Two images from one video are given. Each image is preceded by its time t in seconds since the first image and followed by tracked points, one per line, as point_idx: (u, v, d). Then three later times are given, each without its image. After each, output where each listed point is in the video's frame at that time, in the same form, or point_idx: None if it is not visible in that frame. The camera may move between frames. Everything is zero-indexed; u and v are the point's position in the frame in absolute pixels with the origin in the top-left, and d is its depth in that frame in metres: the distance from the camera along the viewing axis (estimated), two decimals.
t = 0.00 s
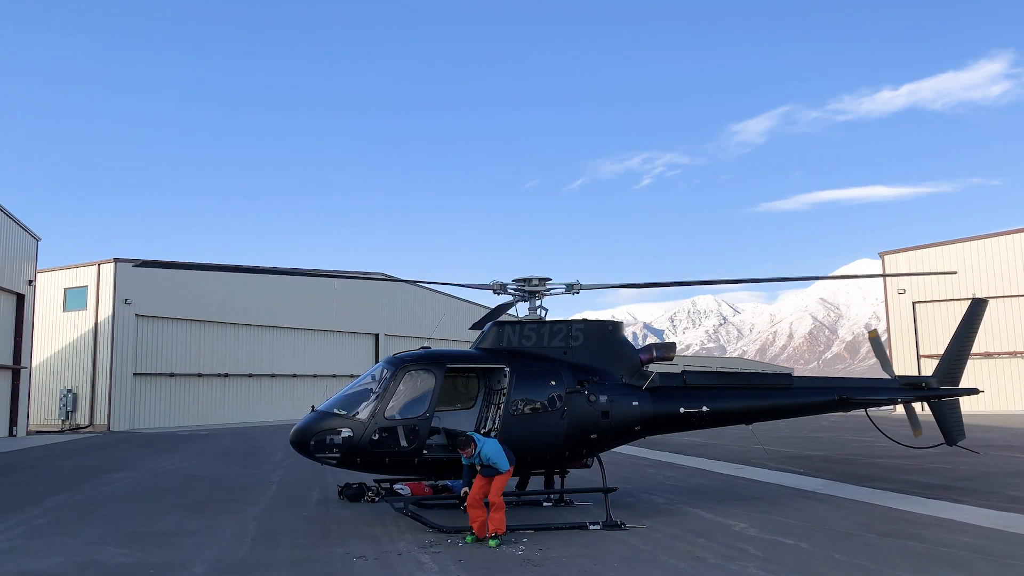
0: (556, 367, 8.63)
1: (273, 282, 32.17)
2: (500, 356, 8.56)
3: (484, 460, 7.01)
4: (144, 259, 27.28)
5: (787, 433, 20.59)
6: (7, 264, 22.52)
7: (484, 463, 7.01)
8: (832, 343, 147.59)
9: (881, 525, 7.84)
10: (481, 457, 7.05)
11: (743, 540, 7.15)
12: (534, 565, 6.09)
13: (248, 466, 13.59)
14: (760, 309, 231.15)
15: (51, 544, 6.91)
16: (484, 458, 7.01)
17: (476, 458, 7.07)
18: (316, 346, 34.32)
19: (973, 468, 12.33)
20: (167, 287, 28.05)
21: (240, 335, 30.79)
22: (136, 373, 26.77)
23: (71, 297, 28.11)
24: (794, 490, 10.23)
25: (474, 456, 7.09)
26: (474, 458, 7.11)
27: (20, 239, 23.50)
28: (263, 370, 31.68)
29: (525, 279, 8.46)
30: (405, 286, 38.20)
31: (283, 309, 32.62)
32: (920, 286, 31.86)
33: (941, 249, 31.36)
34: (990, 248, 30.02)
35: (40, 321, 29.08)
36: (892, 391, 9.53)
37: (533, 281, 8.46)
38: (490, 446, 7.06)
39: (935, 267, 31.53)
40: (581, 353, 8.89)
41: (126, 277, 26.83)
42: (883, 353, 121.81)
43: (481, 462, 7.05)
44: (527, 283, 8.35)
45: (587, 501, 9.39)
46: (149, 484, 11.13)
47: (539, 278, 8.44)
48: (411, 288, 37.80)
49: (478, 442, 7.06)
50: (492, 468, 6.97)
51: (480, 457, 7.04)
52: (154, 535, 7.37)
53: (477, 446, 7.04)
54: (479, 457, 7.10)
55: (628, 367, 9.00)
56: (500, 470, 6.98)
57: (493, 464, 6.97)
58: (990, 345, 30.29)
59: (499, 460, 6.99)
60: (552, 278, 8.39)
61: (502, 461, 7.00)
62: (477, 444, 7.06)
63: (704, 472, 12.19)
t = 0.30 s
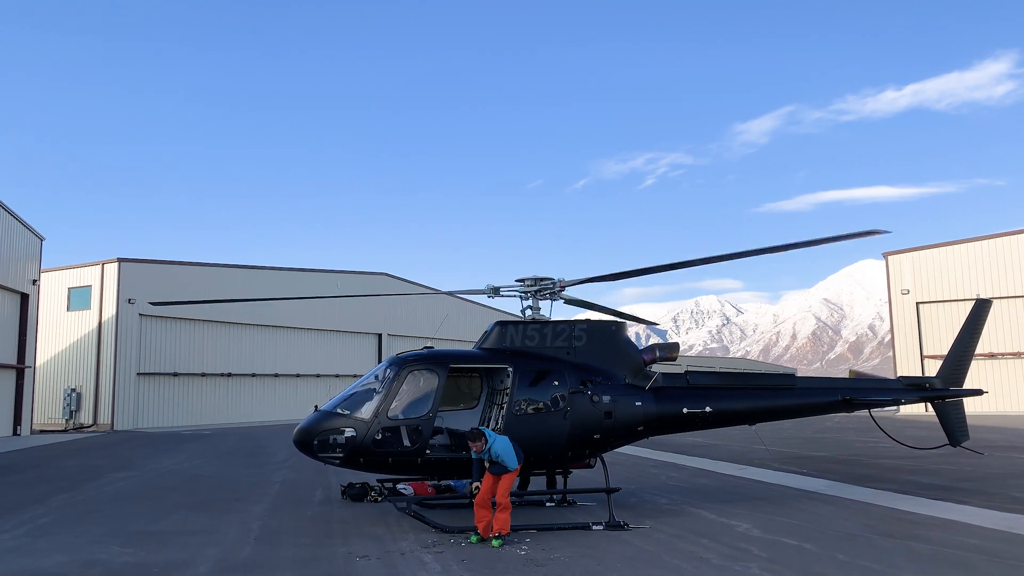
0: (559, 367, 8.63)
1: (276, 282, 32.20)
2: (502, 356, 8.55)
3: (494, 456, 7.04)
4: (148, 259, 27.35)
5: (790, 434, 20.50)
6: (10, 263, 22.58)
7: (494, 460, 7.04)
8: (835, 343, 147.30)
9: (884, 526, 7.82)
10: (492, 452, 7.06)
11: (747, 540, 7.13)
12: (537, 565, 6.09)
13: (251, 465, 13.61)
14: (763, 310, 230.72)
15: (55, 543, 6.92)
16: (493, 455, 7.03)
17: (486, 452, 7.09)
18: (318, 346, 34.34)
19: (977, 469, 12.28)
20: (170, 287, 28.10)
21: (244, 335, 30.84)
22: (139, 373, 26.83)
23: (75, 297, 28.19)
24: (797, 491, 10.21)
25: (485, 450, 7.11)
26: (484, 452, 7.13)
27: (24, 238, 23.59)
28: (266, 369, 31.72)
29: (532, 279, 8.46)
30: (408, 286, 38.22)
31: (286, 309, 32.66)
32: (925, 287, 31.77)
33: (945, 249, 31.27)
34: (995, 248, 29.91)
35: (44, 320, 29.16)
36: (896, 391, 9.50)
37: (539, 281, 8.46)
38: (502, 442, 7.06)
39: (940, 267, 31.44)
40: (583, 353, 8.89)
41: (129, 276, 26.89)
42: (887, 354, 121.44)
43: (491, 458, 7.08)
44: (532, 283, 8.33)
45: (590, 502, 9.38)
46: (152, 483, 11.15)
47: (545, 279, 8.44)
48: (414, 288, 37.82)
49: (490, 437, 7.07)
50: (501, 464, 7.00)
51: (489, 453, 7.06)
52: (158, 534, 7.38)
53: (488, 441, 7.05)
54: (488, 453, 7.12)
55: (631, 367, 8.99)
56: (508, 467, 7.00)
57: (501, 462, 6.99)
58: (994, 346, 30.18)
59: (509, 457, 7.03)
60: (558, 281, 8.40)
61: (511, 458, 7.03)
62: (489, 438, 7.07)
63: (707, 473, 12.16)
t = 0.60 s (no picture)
0: (563, 367, 8.63)
1: (279, 281, 32.24)
2: (506, 356, 8.55)
3: (513, 432, 7.11)
4: (151, 258, 27.40)
5: (793, 434, 20.47)
6: (15, 262, 22.65)
7: (513, 434, 7.10)
8: (839, 343, 146.99)
9: (888, 526, 7.80)
10: (510, 425, 7.14)
11: (750, 540, 7.11)
12: (540, 565, 6.08)
13: (254, 465, 13.63)
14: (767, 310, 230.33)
15: (60, 541, 6.94)
16: (513, 429, 7.11)
17: (504, 425, 7.14)
18: (322, 345, 34.37)
19: (982, 470, 12.24)
20: (174, 286, 28.16)
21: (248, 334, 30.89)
22: (143, 372, 26.88)
23: (79, 296, 28.26)
24: (801, 491, 10.19)
25: (501, 422, 7.17)
26: (501, 423, 7.15)
27: (29, 237, 23.68)
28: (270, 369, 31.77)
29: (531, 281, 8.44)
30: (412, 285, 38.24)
31: (289, 309, 32.70)
32: (929, 286, 31.69)
33: (950, 249, 31.18)
34: (999, 248, 29.81)
35: (49, 319, 29.25)
36: (900, 392, 9.47)
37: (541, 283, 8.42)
38: (520, 417, 7.24)
39: (944, 267, 31.36)
40: (587, 353, 8.88)
41: (133, 275, 26.95)
42: (892, 354, 121.19)
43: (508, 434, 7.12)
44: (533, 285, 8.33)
45: (593, 501, 9.38)
46: (156, 482, 11.17)
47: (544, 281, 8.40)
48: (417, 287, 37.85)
49: (510, 409, 7.23)
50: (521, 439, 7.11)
51: (509, 425, 7.12)
52: (162, 533, 7.39)
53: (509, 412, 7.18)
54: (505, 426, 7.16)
55: (635, 366, 8.98)
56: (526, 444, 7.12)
57: (523, 435, 7.11)
58: (999, 346, 30.09)
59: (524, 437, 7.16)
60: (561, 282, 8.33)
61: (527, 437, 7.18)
62: (509, 411, 7.22)
63: (711, 473, 12.15)
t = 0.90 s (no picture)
0: (566, 366, 8.62)
1: (283, 281, 32.29)
2: (510, 354, 8.55)
3: (526, 422, 7.05)
4: (155, 257, 27.47)
5: (797, 433, 20.44)
6: (20, 262, 22.73)
7: (525, 423, 7.05)
8: (843, 342, 146.68)
9: (894, 526, 7.77)
10: (523, 413, 7.08)
11: (755, 540, 7.09)
12: (544, 564, 6.08)
13: (259, 464, 13.64)
14: (770, 309, 229.85)
15: (64, 540, 6.96)
16: (526, 418, 7.06)
17: (518, 412, 7.08)
18: (326, 345, 34.40)
19: (988, 469, 12.20)
20: (178, 286, 28.22)
21: (252, 333, 30.94)
22: (147, 371, 26.94)
23: (83, 295, 28.34)
24: (805, 490, 10.16)
25: (515, 411, 7.10)
26: (515, 411, 7.08)
27: (33, 237, 23.77)
28: (274, 367, 31.82)
29: (536, 278, 8.48)
30: (415, 284, 38.28)
31: (293, 308, 32.75)
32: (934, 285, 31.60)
33: (955, 248, 31.08)
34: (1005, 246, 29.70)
35: (53, 318, 29.33)
36: (904, 391, 9.45)
37: (545, 280, 8.47)
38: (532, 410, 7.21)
39: (948, 265, 31.28)
40: (591, 352, 8.88)
41: (137, 275, 27.02)
42: (896, 353, 120.93)
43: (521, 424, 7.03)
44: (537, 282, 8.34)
45: (597, 501, 9.37)
46: (160, 481, 11.20)
47: (549, 278, 8.44)
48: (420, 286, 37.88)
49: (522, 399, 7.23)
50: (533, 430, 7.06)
51: (523, 413, 7.07)
52: (166, 532, 7.41)
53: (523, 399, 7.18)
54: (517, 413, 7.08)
55: (638, 366, 8.97)
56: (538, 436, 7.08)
57: (535, 425, 7.07)
58: (1005, 345, 29.96)
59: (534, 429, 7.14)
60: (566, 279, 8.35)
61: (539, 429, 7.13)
62: (522, 401, 7.20)
63: (715, 472, 12.14)
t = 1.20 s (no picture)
0: (571, 364, 8.61)
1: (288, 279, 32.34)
2: (515, 352, 8.55)
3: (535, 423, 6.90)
4: (160, 256, 27.54)
5: (802, 430, 20.42)
6: (26, 261, 22.84)
7: (535, 423, 6.91)
8: (849, 340, 146.30)
9: (900, 524, 7.73)
10: (531, 413, 6.93)
11: (760, 538, 7.07)
12: (549, 562, 6.07)
13: (264, 462, 13.67)
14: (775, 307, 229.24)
15: (71, 538, 6.99)
16: (535, 418, 6.92)
17: (526, 412, 6.94)
18: (330, 343, 34.44)
19: (994, 466, 12.14)
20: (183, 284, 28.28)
21: (257, 331, 31.01)
22: (153, 369, 27.02)
23: (89, 294, 28.43)
24: (811, 488, 10.14)
25: (522, 411, 6.96)
26: (523, 412, 6.95)
27: (39, 236, 23.87)
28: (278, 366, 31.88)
29: (542, 275, 8.45)
30: (419, 282, 38.31)
31: (298, 306, 32.82)
32: (940, 282, 31.48)
33: (961, 245, 30.96)
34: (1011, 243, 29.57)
35: (59, 317, 29.43)
36: (910, 388, 9.41)
37: (551, 277, 8.45)
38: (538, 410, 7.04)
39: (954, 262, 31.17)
40: (596, 350, 8.87)
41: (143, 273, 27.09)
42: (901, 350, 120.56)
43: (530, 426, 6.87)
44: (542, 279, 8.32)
45: (602, 499, 9.37)
46: (167, 479, 11.23)
47: (555, 276, 8.43)
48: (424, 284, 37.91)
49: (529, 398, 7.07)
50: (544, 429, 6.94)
51: (532, 413, 6.93)
52: (172, 530, 7.42)
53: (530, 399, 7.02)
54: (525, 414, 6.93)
55: (643, 363, 8.96)
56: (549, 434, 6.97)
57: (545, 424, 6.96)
58: (1011, 342, 29.83)
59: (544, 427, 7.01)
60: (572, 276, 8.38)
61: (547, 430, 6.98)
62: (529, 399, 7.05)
63: (720, 470, 12.12)
